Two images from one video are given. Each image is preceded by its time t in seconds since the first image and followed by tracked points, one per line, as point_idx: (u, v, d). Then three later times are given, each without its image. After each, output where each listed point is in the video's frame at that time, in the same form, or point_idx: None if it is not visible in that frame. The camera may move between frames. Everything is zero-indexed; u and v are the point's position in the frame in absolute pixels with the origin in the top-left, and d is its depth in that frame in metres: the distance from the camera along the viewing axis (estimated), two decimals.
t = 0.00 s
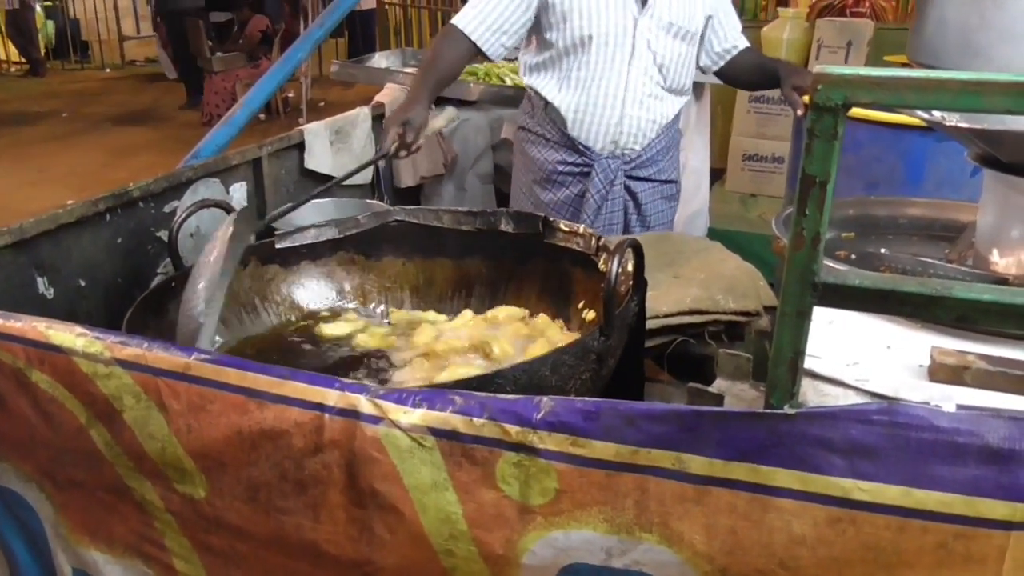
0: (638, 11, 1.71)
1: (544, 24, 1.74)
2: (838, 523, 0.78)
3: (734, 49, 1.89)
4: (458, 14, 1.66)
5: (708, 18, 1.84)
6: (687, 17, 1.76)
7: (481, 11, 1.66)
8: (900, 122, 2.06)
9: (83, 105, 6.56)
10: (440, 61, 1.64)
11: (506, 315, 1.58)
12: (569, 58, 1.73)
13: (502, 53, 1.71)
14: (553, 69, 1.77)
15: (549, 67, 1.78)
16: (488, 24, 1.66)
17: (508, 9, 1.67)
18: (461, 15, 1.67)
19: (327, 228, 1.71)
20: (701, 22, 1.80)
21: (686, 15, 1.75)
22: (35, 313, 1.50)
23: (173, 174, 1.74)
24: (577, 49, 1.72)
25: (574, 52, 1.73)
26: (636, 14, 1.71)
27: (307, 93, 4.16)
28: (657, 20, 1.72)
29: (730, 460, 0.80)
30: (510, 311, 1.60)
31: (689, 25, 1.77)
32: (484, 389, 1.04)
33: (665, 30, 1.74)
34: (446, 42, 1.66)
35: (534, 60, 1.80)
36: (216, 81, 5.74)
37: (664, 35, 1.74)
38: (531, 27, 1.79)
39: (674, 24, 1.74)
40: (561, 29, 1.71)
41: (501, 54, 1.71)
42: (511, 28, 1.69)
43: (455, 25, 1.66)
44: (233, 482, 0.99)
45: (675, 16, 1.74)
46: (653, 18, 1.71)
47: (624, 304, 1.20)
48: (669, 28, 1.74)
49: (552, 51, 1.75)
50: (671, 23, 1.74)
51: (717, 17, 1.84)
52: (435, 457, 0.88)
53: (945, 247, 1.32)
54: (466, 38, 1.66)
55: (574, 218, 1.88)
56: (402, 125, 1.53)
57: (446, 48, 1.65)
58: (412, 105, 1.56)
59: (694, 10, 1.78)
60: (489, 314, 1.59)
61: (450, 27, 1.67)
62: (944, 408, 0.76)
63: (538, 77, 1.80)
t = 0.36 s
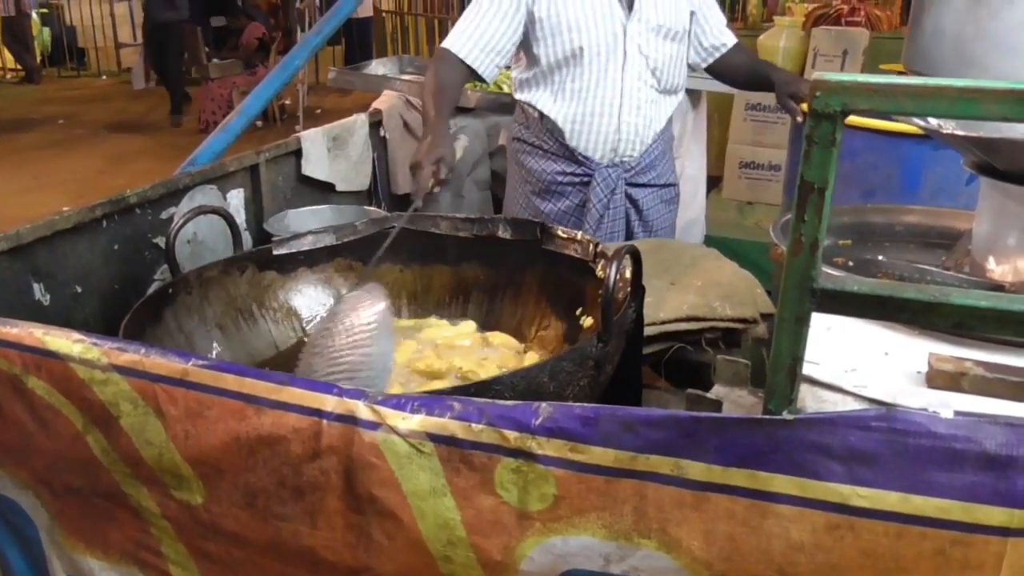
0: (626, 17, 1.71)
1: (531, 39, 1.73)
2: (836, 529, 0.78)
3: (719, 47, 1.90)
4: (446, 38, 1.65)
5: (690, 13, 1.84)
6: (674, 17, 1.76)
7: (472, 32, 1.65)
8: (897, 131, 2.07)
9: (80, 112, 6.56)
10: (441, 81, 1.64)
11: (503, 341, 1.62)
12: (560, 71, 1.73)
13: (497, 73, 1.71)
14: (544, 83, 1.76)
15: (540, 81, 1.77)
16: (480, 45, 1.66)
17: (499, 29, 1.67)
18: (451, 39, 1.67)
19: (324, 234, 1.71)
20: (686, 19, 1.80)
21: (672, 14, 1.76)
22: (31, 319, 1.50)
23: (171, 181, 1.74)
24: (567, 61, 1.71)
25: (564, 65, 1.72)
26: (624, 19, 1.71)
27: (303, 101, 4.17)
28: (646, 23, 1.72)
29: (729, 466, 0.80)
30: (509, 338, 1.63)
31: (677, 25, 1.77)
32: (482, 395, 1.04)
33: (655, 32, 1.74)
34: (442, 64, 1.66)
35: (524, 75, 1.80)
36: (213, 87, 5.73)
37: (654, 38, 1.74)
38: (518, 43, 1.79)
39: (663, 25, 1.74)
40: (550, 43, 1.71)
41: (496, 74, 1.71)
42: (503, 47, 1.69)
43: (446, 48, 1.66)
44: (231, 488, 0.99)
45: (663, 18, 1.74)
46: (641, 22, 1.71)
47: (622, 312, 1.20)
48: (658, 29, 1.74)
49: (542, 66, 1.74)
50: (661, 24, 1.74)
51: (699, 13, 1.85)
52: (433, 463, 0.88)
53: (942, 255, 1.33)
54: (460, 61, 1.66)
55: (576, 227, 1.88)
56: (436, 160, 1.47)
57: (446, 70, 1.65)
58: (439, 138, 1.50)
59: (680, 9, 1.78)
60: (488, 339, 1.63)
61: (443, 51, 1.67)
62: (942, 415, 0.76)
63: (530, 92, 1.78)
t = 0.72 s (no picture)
0: (626, 23, 1.71)
1: (532, 36, 1.75)
2: (834, 532, 0.79)
3: (725, 60, 1.90)
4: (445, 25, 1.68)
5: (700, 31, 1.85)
6: (676, 30, 1.76)
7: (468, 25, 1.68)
8: (894, 136, 2.08)
9: (77, 118, 6.56)
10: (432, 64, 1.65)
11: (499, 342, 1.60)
12: (556, 69, 1.74)
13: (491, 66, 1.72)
14: (540, 81, 1.77)
15: (537, 79, 1.78)
16: (475, 37, 1.68)
17: (495, 24, 1.70)
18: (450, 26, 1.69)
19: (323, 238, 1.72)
20: (691, 35, 1.80)
21: (676, 28, 1.75)
22: (29, 324, 1.50)
23: (169, 186, 1.74)
24: (563, 60, 1.72)
25: (559, 64, 1.73)
26: (624, 25, 1.71)
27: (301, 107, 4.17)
28: (645, 32, 1.72)
29: (727, 469, 0.80)
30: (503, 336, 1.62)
31: (679, 39, 1.77)
32: (481, 399, 1.04)
33: (653, 43, 1.74)
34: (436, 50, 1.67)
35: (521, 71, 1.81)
36: (212, 95, 5.77)
37: (652, 48, 1.74)
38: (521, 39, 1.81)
39: (662, 37, 1.74)
40: (549, 40, 1.73)
41: (489, 67, 1.73)
42: (499, 42, 1.71)
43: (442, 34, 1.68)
44: (229, 492, 0.99)
45: (663, 29, 1.74)
46: (640, 30, 1.71)
47: (620, 316, 1.19)
48: (658, 40, 1.74)
49: (539, 63, 1.75)
50: (660, 35, 1.74)
51: (709, 32, 1.86)
52: (432, 467, 0.88)
53: (939, 259, 1.32)
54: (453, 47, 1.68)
55: (562, 229, 1.88)
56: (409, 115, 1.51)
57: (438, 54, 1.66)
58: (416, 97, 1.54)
59: (684, 25, 1.78)
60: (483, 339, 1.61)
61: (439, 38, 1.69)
62: (940, 417, 0.76)
63: (526, 89, 1.79)
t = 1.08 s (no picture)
0: (641, 27, 1.71)
1: (547, 35, 1.75)
2: (831, 532, 0.79)
3: (729, 71, 1.89)
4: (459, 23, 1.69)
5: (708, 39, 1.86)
6: (689, 37, 1.76)
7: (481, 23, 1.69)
8: (889, 138, 2.09)
9: (73, 123, 6.56)
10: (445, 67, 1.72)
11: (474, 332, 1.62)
12: (570, 69, 1.74)
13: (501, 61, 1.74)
14: (553, 80, 1.77)
15: (549, 77, 1.78)
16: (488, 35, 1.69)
17: (506, 23, 1.70)
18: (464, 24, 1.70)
19: (320, 243, 1.72)
20: (702, 43, 1.80)
21: (687, 35, 1.75)
22: (27, 328, 1.50)
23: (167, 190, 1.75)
24: (577, 61, 1.72)
25: (574, 64, 1.73)
26: (638, 30, 1.71)
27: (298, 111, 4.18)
28: (658, 37, 1.72)
29: (724, 470, 0.81)
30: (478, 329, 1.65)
31: (691, 45, 1.77)
32: (479, 401, 1.04)
33: (666, 49, 1.74)
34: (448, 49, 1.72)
35: (534, 68, 1.80)
36: (207, 98, 5.77)
37: (665, 54, 1.74)
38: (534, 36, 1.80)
39: (675, 42, 1.74)
40: (564, 40, 1.73)
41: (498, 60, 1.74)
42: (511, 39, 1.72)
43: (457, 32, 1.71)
44: (228, 495, 0.99)
45: (676, 35, 1.73)
46: (654, 35, 1.71)
47: (618, 318, 1.19)
48: (670, 47, 1.74)
49: (554, 63, 1.75)
50: (673, 42, 1.74)
51: (716, 41, 1.86)
52: (431, 469, 0.88)
53: (934, 260, 1.32)
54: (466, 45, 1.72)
55: (570, 231, 1.89)
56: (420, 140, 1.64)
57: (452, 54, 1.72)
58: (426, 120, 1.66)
59: (696, 31, 1.78)
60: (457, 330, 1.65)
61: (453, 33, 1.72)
62: (935, 417, 0.76)
63: (538, 86, 1.79)
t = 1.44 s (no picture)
0: (631, 29, 1.72)
1: (543, 35, 1.78)
2: (830, 534, 0.79)
3: (732, 78, 1.87)
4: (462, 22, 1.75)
5: (711, 50, 1.86)
6: (684, 44, 1.75)
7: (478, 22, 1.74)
8: (888, 143, 2.10)
9: (72, 125, 6.56)
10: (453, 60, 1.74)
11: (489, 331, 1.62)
12: (561, 68, 1.76)
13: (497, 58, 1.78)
14: (546, 80, 1.80)
15: (543, 78, 1.80)
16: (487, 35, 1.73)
17: (502, 23, 1.74)
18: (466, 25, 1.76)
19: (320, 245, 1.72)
20: (698, 51, 1.79)
21: (681, 41, 1.74)
22: (28, 330, 1.50)
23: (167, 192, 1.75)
24: (567, 60, 1.74)
25: (564, 64, 1.75)
26: (629, 32, 1.72)
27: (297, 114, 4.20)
28: (649, 41, 1.72)
29: (724, 472, 0.81)
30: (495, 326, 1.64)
31: (686, 52, 1.76)
32: (479, 404, 1.04)
33: (656, 53, 1.74)
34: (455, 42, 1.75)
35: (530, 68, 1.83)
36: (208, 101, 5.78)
37: (654, 57, 1.74)
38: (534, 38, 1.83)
39: (666, 47, 1.74)
40: (555, 39, 1.75)
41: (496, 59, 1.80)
42: (507, 39, 1.76)
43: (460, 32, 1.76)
44: (229, 496, 0.99)
45: (668, 40, 1.73)
46: (643, 38, 1.71)
47: (617, 321, 1.19)
48: (660, 50, 1.74)
49: (547, 62, 1.78)
50: (664, 46, 1.73)
51: (720, 52, 1.87)
52: (432, 471, 0.88)
53: (933, 264, 1.33)
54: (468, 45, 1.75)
55: (553, 231, 1.89)
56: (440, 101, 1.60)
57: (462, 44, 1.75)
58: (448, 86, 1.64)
59: (693, 39, 1.77)
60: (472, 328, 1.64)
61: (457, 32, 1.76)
62: (934, 420, 0.77)
63: (532, 86, 1.82)
